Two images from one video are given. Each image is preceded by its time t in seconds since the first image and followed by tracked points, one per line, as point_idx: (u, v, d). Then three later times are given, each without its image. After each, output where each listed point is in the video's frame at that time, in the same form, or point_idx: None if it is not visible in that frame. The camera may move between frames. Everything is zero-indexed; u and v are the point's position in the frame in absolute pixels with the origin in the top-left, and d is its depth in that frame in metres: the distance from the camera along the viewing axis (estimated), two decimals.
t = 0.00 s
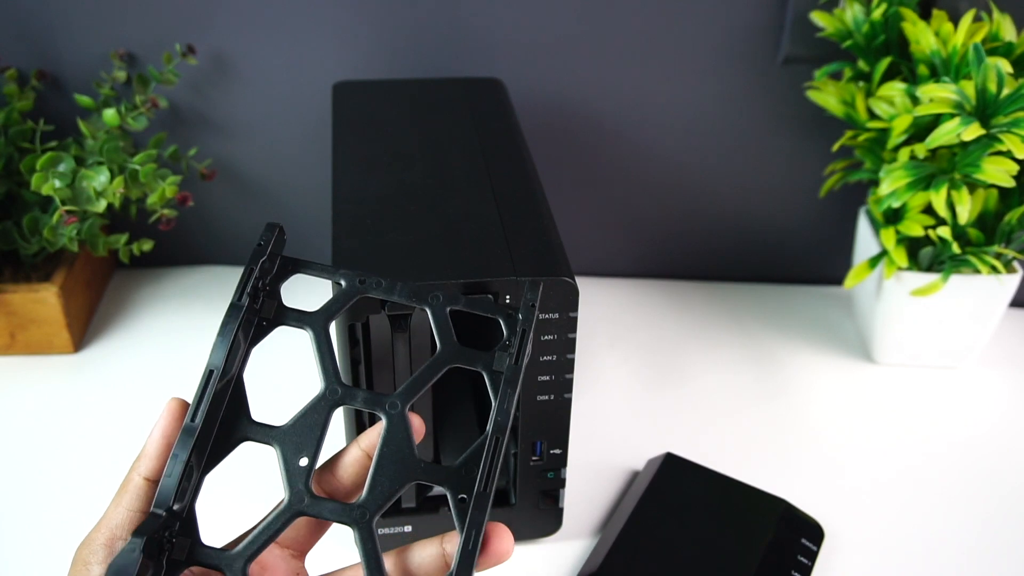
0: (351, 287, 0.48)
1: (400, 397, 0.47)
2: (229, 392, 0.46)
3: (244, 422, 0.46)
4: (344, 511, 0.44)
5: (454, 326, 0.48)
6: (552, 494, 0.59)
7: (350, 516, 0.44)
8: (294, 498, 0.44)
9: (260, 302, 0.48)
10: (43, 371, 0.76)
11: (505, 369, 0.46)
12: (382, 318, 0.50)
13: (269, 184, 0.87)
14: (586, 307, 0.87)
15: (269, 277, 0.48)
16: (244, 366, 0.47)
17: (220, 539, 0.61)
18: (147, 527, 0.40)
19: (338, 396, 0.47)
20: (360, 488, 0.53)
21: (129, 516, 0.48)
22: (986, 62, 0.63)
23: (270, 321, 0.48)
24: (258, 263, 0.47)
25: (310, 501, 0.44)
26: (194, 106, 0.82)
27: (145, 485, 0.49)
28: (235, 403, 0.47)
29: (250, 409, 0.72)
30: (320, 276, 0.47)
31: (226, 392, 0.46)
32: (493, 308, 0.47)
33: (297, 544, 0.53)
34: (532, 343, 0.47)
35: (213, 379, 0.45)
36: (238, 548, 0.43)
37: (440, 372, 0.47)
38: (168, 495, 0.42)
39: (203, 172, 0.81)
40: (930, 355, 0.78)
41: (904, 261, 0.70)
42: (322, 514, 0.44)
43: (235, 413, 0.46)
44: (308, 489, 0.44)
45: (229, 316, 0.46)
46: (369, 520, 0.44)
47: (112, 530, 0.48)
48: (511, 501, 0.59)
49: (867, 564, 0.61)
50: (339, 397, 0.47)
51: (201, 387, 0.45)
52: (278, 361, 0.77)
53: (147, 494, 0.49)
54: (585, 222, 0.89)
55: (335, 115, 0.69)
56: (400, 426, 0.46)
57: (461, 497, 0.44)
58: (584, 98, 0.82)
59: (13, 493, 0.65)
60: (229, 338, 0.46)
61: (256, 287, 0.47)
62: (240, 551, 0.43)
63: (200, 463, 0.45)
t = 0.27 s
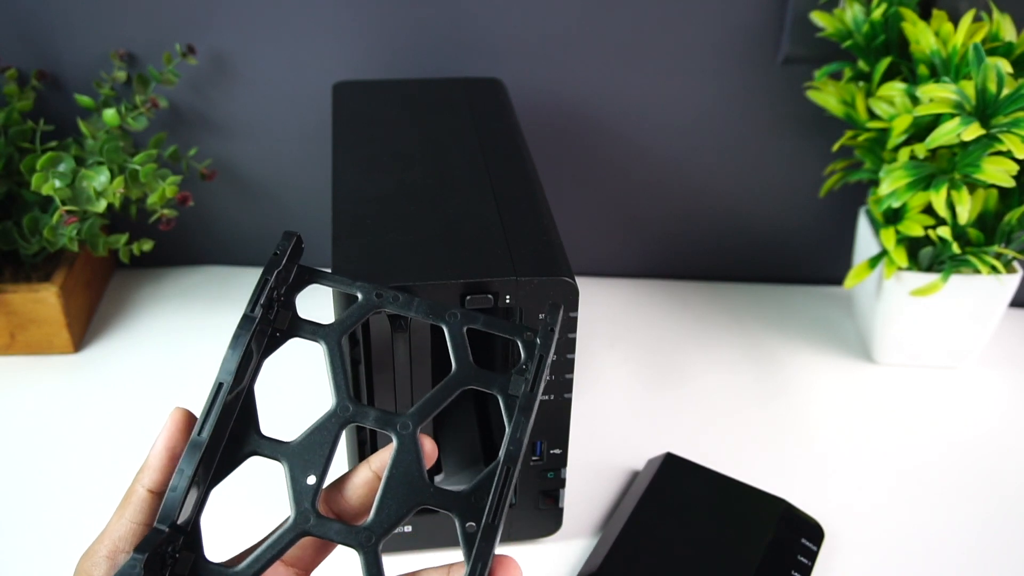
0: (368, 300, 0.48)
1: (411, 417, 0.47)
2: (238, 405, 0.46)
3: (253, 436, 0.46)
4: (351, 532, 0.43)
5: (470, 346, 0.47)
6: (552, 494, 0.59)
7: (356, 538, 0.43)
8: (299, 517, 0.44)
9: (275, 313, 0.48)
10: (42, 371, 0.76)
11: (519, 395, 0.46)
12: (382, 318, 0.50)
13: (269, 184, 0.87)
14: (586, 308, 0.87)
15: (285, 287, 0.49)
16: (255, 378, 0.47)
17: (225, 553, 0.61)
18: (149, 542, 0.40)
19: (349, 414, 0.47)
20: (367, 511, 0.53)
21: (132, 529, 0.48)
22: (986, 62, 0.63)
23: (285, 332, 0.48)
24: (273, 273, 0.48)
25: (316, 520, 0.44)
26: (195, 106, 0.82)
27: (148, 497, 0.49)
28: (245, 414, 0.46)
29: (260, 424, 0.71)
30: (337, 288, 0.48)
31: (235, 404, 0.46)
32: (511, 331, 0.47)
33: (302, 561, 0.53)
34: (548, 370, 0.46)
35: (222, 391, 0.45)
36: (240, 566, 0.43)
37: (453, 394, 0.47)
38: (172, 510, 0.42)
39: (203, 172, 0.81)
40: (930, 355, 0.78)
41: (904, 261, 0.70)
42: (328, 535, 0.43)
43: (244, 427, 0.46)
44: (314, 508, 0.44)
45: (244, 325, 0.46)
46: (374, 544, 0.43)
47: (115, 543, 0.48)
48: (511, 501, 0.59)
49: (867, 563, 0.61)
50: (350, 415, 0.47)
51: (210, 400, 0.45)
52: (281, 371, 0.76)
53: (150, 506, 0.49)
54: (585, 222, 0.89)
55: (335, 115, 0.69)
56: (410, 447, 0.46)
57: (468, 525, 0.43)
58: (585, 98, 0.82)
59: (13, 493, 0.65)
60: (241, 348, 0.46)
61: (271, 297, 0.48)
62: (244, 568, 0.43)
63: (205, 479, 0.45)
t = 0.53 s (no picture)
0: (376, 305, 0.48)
1: (418, 424, 0.46)
2: (243, 411, 0.46)
3: (258, 443, 0.46)
4: (357, 541, 0.43)
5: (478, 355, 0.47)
6: (552, 494, 0.59)
7: (362, 546, 0.43)
8: (305, 526, 0.44)
9: (280, 317, 0.48)
10: (42, 371, 0.76)
11: (528, 403, 0.46)
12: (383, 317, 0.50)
13: (269, 184, 0.87)
14: (586, 308, 0.87)
15: (291, 292, 0.49)
16: (260, 385, 0.47)
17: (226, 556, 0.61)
18: (156, 552, 0.40)
19: (355, 421, 0.46)
20: (370, 519, 0.52)
21: (137, 536, 0.48)
22: (986, 62, 0.63)
23: (290, 337, 0.48)
24: (278, 278, 0.47)
25: (323, 528, 0.43)
26: (195, 106, 0.82)
27: (154, 504, 0.49)
28: (250, 422, 0.46)
29: (266, 431, 0.71)
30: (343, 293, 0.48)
31: (240, 411, 0.46)
32: (519, 339, 0.47)
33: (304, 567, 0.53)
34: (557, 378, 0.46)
35: (228, 398, 0.45)
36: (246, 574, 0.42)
37: (460, 402, 0.46)
38: (178, 519, 0.42)
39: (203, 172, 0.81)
40: (931, 355, 0.78)
41: (904, 261, 0.70)
42: (334, 544, 0.43)
43: (249, 434, 0.46)
44: (320, 516, 0.44)
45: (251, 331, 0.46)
46: (381, 554, 0.43)
47: (119, 550, 0.48)
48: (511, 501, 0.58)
49: (867, 563, 0.61)
50: (356, 422, 0.46)
51: (216, 408, 0.44)
52: (287, 376, 0.76)
53: (155, 514, 0.49)
54: (585, 222, 0.89)
55: (335, 115, 0.69)
56: (417, 454, 0.46)
57: (477, 534, 0.43)
58: (584, 98, 0.82)
59: (13, 493, 0.65)
60: (247, 353, 0.46)
61: (277, 302, 0.47)
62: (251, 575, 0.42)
63: (211, 486, 0.44)
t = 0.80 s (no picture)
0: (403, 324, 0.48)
1: (446, 443, 0.46)
2: (274, 425, 0.46)
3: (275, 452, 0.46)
4: (386, 557, 0.43)
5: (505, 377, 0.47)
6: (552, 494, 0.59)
7: (390, 562, 0.43)
8: (334, 541, 0.44)
9: (311, 333, 0.48)
10: (42, 372, 0.76)
11: (555, 424, 0.46)
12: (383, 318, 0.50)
13: (270, 184, 0.87)
14: (587, 308, 0.87)
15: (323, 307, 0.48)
16: (290, 400, 0.47)
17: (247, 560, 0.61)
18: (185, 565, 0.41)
19: (384, 437, 0.46)
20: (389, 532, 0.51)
21: (164, 541, 0.48)
22: (985, 62, 0.63)
23: (320, 353, 0.48)
24: (310, 295, 0.47)
25: (351, 544, 0.43)
26: (195, 106, 0.82)
27: (184, 514, 0.48)
28: (281, 437, 0.46)
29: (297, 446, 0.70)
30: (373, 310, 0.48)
31: (272, 425, 0.46)
32: (547, 360, 0.47)
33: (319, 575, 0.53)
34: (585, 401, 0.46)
35: (263, 411, 0.45)
36: None
37: (487, 420, 0.46)
38: (211, 531, 0.42)
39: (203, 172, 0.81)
40: (931, 355, 0.78)
41: (904, 261, 0.70)
42: (362, 559, 0.43)
43: (280, 447, 0.46)
44: (349, 533, 0.44)
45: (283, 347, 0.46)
46: (409, 570, 0.43)
47: (144, 553, 0.48)
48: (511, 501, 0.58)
49: (867, 563, 0.61)
50: (385, 438, 0.46)
51: (250, 422, 0.44)
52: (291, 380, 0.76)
53: (183, 522, 0.49)
54: (585, 222, 0.89)
55: (335, 115, 0.69)
56: (445, 473, 0.45)
57: (503, 553, 0.43)
58: (585, 98, 0.82)
59: (13, 493, 0.65)
60: (279, 371, 0.45)
61: (309, 318, 0.47)
62: None
63: (241, 499, 0.45)
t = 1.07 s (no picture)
0: (405, 325, 0.48)
1: (449, 442, 0.46)
2: (278, 428, 0.46)
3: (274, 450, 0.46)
4: (391, 557, 0.43)
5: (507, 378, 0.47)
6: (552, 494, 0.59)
7: (396, 563, 0.43)
8: (339, 543, 0.44)
9: (313, 335, 0.48)
10: (42, 372, 0.76)
11: (558, 423, 0.46)
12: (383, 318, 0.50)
13: (270, 184, 0.87)
14: (587, 308, 0.87)
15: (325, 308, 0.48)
16: (294, 401, 0.47)
17: (255, 566, 0.61)
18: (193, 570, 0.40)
19: (389, 437, 0.47)
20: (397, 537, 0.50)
21: (167, 543, 0.48)
22: (985, 62, 0.63)
23: (323, 355, 0.48)
24: (314, 296, 0.47)
25: (356, 545, 0.44)
26: (195, 106, 0.82)
27: (185, 515, 0.48)
28: (285, 438, 0.46)
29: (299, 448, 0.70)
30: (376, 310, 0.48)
31: (275, 427, 0.46)
32: (548, 360, 0.47)
33: None
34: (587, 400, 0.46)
35: (267, 413, 0.45)
36: None
37: (491, 419, 0.47)
38: (218, 533, 0.42)
39: (203, 172, 0.81)
40: (931, 355, 0.78)
41: (904, 261, 0.70)
42: (368, 560, 0.43)
43: (284, 448, 0.46)
44: (354, 534, 0.44)
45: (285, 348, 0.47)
46: (415, 568, 0.43)
47: (148, 557, 0.48)
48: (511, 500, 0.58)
49: (867, 563, 0.61)
50: (389, 439, 0.46)
51: (254, 424, 0.45)
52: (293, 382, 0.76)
53: (185, 524, 0.48)
54: (585, 222, 0.89)
55: (335, 115, 0.69)
56: (448, 472, 0.46)
57: (507, 551, 0.43)
58: (585, 98, 0.82)
59: (13, 493, 0.65)
60: (283, 374, 0.46)
61: (312, 320, 0.47)
62: None
63: (246, 502, 0.44)
